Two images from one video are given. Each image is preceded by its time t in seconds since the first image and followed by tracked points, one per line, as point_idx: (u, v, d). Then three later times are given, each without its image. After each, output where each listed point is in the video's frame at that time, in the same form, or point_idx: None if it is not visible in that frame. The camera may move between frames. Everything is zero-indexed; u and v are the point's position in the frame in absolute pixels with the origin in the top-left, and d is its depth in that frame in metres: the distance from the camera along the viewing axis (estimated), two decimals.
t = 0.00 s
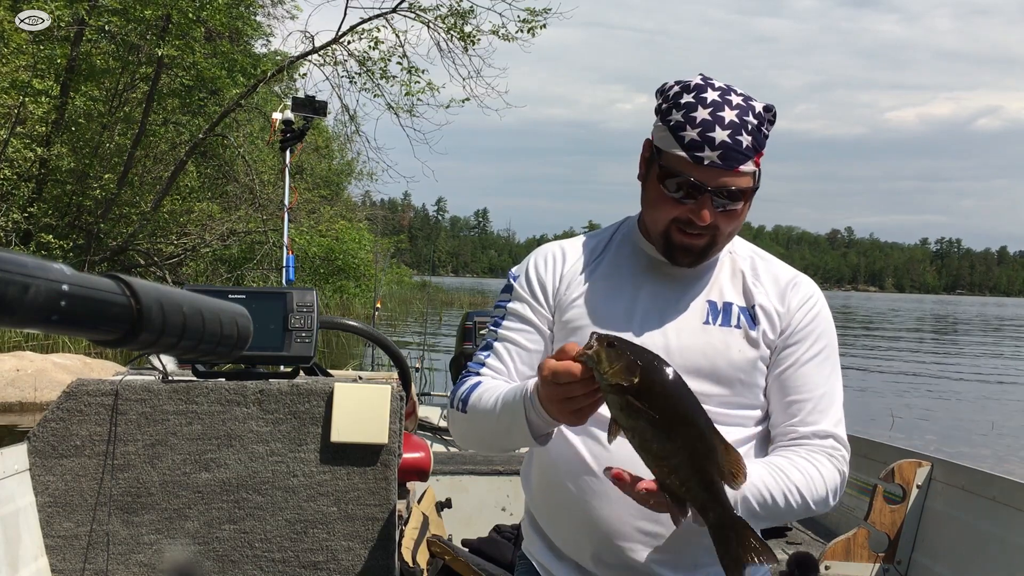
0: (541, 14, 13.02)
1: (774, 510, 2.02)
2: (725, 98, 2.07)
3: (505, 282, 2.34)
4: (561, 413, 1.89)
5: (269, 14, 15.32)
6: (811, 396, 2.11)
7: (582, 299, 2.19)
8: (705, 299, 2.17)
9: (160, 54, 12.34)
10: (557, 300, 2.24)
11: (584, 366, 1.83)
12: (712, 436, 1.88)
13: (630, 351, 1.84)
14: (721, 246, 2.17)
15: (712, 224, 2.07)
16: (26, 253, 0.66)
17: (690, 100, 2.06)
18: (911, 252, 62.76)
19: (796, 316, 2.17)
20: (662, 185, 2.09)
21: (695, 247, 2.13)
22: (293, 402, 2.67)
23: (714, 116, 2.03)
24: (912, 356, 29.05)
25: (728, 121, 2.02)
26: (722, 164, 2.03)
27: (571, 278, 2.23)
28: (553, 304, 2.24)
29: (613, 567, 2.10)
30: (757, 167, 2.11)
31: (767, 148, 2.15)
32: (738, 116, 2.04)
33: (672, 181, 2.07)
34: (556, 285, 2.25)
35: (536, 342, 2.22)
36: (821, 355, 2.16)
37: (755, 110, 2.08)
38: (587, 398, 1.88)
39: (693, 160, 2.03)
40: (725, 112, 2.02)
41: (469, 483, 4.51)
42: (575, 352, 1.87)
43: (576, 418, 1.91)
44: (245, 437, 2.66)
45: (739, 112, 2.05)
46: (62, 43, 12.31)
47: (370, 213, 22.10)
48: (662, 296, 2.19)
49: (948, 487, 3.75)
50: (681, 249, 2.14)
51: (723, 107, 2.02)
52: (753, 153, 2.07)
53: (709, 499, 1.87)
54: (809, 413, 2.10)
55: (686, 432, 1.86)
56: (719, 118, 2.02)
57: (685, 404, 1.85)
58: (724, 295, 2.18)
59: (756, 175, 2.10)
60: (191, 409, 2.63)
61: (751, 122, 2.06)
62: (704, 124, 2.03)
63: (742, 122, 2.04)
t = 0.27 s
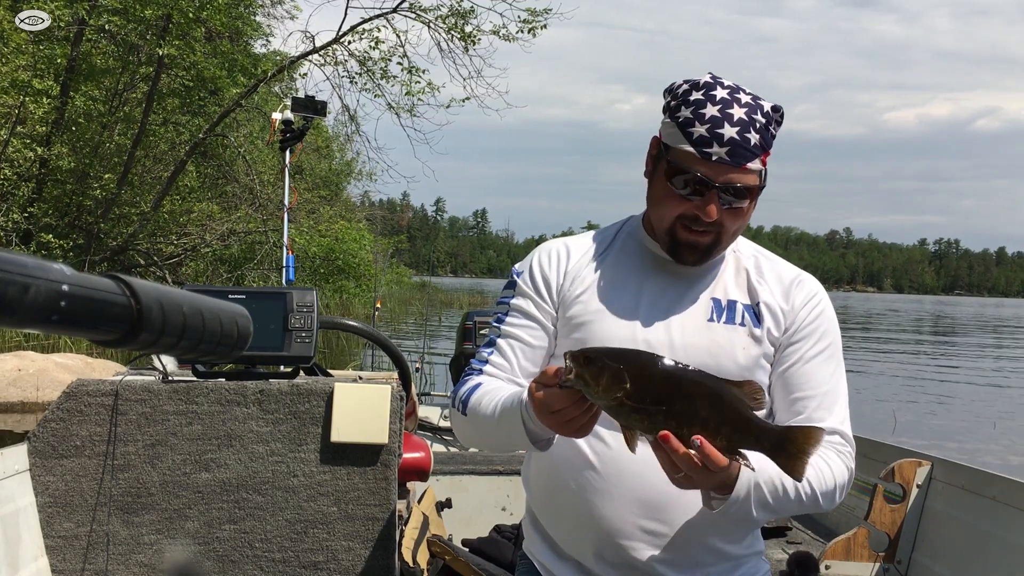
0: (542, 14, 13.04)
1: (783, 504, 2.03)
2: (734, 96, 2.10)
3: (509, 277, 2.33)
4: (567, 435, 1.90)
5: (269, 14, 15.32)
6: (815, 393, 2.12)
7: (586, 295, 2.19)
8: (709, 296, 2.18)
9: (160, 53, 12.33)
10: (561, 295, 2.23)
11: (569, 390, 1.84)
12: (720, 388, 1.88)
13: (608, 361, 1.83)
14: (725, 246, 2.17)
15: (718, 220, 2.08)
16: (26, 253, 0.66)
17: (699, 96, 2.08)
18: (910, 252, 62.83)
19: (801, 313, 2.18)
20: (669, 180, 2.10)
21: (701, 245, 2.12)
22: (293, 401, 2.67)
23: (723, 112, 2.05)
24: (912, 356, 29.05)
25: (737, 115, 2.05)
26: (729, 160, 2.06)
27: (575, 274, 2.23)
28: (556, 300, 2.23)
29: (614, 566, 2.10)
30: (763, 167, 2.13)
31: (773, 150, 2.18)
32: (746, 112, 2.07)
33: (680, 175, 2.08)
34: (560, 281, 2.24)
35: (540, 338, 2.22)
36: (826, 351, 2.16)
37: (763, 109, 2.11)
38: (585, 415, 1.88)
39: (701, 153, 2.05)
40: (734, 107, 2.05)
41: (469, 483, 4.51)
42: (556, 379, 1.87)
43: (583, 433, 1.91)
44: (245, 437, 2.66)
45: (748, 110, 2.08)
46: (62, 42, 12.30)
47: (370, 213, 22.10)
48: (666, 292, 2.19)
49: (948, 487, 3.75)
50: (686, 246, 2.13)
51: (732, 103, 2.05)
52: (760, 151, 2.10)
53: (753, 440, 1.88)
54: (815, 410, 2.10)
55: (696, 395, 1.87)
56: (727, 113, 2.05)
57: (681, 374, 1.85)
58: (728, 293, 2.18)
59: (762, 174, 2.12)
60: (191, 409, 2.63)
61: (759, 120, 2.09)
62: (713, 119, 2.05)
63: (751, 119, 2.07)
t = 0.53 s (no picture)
0: (543, 14, 13.07)
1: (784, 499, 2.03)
2: (737, 93, 2.11)
3: (510, 278, 2.33)
4: (571, 442, 1.90)
5: (270, 14, 15.35)
6: (813, 391, 2.12)
7: (588, 294, 2.18)
8: (710, 295, 2.17)
9: (162, 52, 12.36)
10: (563, 295, 2.22)
11: (573, 398, 1.84)
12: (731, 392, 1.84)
13: (612, 367, 1.81)
14: (727, 243, 2.17)
15: (720, 215, 2.07)
16: (26, 254, 0.66)
17: (702, 91, 2.09)
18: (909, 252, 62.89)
19: (801, 312, 2.18)
20: (672, 175, 2.10)
21: (701, 240, 2.12)
22: (293, 401, 2.67)
23: (726, 107, 2.06)
24: (912, 356, 29.08)
25: (740, 110, 2.05)
26: (732, 154, 2.06)
27: (577, 274, 2.22)
28: (559, 300, 2.22)
29: (615, 567, 2.09)
30: (766, 164, 2.13)
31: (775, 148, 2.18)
32: (749, 108, 2.07)
33: (683, 170, 2.08)
34: (563, 280, 2.24)
35: (543, 338, 2.21)
36: (825, 350, 2.16)
37: (766, 107, 2.12)
38: (590, 422, 1.87)
39: (705, 147, 2.05)
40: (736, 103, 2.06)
41: (469, 483, 4.51)
42: (559, 385, 1.87)
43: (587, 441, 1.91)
44: (245, 437, 2.66)
45: (750, 107, 2.08)
46: (64, 42, 12.33)
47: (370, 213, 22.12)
48: (667, 290, 2.19)
49: (948, 486, 3.75)
50: (688, 241, 2.13)
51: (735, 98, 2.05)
52: (762, 147, 2.10)
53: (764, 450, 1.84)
54: (814, 408, 2.11)
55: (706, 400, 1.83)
56: (730, 108, 2.05)
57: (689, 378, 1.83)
58: (729, 292, 2.18)
59: (764, 171, 2.12)
60: (191, 409, 2.63)
61: (761, 118, 2.10)
62: (715, 114, 2.05)
63: (753, 115, 2.07)
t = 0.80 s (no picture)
0: (545, 15, 13.11)
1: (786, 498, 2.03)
2: (735, 90, 2.11)
3: (509, 279, 2.32)
4: (567, 446, 1.89)
5: (271, 14, 15.35)
6: (811, 391, 2.13)
7: (587, 295, 2.18)
8: (708, 295, 2.17)
9: (164, 52, 12.38)
10: (562, 295, 2.22)
11: (569, 402, 1.83)
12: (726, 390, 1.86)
13: (607, 369, 1.82)
14: (727, 240, 2.17)
15: (719, 211, 2.07)
16: (25, 254, 0.66)
17: (700, 88, 2.09)
18: (909, 253, 62.96)
19: (799, 312, 2.18)
20: (671, 172, 2.10)
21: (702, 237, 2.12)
22: (293, 401, 2.67)
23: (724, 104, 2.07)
24: (912, 356, 29.11)
25: (738, 106, 2.06)
26: (730, 150, 2.07)
27: (576, 275, 2.22)
28: (558, 300, 2.22)
29: (615, 567, 2.10)
30: (764, 161, 2.14)
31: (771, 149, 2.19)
32: (747, 105, 2.08)
33: (682, 168, 2.08)
34: (561, 281, 2.24)
35: (542, 338, 2.20)
36: (824, 351, 2.17)
37: (764, 104, 2.13)
38: (586, 426, 1.87)
39: (703, 143, 2.06)
40: (735, 99, 2.06)
41: (469, 483, 4.51)
42: (555, 389, 1.86)
43: (583, 444, 1.91)
44: (245, 437, 2.66)
45: (749, 104, 2.09)
46: (67, 42, 12.35)
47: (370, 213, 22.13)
48: (666, 289, 2.19)
49: (948, 486, 3.75)
50: (687, 239, 2.13)
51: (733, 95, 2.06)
52: (761, 144, 2.11)
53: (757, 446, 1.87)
54: (811, 408, 2.11)
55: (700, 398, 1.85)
56: (728, 105, 2.06)
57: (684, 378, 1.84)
58: (727, 292, 2.18)
59: (763, 168, 2.12)
60: (190, 409, 2.63)
61: (759, 114, 2.10)
62: (714, 111, 2.06)
63: (751, 112, 2.08)
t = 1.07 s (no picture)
0: (547, 15, 13.12)
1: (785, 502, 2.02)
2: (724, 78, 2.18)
3: (505, 283, 2.33)
4: (567, 446, 1.90)
5: (272, 14, 15.34)
6: (810, 391, 2.13)
7: (585, 297, 2.18)
8: (706, 295, 2.17)
9: (166, 52, 12.37)
10: (560, 297, 2.23)
11: (570, 401, 1.83)
12: (726, 397, 1.85)
13: (608, 369, 1.81)
14: (728, 223, 2.16)
15: (719, 184, 2.07)
16: (25, 253, 0.66)
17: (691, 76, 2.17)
18: (909, 253, 62.97)
19: (798, 313, 2.18)
20: (668, 154, 2.12)
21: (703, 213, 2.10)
22: (293, 401, 2.67)
23: (715, 85, 2.13)
24: (912, 356, 29.11)
25: (729, 85, 2.12)
26: (724, 125, 2.10)
27: (573, 276, 2.22)
28: (556, 302, 2.23)
29: (614, 569, 2.10)
30: (759, 143, 2.17)
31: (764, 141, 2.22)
32: (737, 86, 2.14)
33: (678, 147, 2.10)
34: (559, 283, 2.24)
35: (540, 341, 2.21)
36: (822, 351, 2.17)
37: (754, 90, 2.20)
38: (586, 427, 1.87)
39: (697, 119, 2.10)
40: (725, 80, 2.13)
41: (469, 483, 4.51)
42: (555, 390, 1.86)
43: (583, 445, 1.91)
44: (245, 437, 2.66)
45: (739, 86, 2.16)
46: (68, 42, 12.33)
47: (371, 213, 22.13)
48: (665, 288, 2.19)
49: (948, 487, 3.75)
50: (687, 220, 2.12)
51: (723, 76, 2.13)
52: (754, 123, 2.15)
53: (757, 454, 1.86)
54: (812, 409, 2.11)
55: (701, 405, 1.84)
56: (719, 85, 2.12)
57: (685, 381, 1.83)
58: (726, 293, 2.18)
59: (758, 148, 2.15)
60: (191, 409, 2.63)
61: (749, 97, 2.17)
62: (706, 91, 2.12)
63: (741, 93, 2.15)
